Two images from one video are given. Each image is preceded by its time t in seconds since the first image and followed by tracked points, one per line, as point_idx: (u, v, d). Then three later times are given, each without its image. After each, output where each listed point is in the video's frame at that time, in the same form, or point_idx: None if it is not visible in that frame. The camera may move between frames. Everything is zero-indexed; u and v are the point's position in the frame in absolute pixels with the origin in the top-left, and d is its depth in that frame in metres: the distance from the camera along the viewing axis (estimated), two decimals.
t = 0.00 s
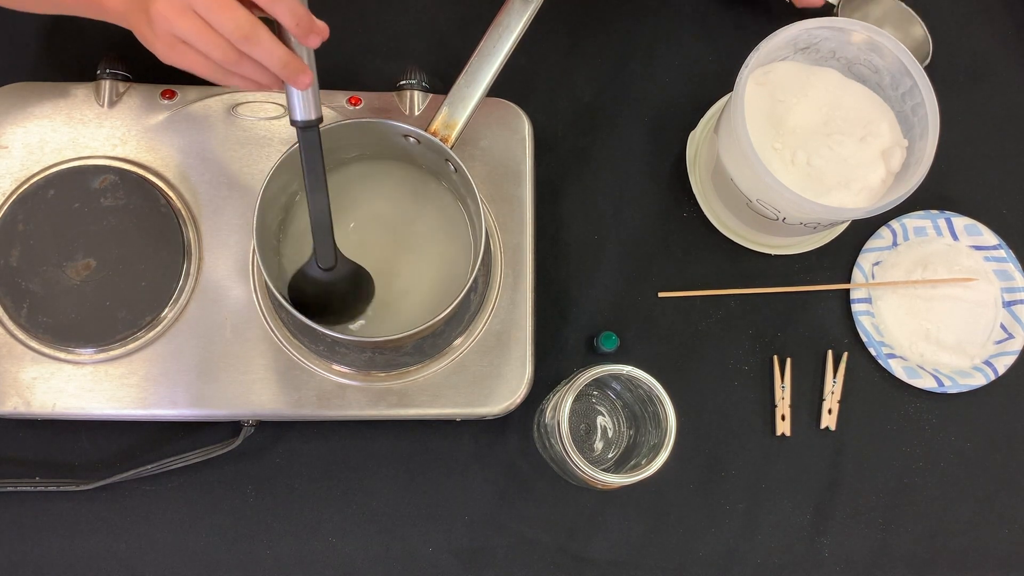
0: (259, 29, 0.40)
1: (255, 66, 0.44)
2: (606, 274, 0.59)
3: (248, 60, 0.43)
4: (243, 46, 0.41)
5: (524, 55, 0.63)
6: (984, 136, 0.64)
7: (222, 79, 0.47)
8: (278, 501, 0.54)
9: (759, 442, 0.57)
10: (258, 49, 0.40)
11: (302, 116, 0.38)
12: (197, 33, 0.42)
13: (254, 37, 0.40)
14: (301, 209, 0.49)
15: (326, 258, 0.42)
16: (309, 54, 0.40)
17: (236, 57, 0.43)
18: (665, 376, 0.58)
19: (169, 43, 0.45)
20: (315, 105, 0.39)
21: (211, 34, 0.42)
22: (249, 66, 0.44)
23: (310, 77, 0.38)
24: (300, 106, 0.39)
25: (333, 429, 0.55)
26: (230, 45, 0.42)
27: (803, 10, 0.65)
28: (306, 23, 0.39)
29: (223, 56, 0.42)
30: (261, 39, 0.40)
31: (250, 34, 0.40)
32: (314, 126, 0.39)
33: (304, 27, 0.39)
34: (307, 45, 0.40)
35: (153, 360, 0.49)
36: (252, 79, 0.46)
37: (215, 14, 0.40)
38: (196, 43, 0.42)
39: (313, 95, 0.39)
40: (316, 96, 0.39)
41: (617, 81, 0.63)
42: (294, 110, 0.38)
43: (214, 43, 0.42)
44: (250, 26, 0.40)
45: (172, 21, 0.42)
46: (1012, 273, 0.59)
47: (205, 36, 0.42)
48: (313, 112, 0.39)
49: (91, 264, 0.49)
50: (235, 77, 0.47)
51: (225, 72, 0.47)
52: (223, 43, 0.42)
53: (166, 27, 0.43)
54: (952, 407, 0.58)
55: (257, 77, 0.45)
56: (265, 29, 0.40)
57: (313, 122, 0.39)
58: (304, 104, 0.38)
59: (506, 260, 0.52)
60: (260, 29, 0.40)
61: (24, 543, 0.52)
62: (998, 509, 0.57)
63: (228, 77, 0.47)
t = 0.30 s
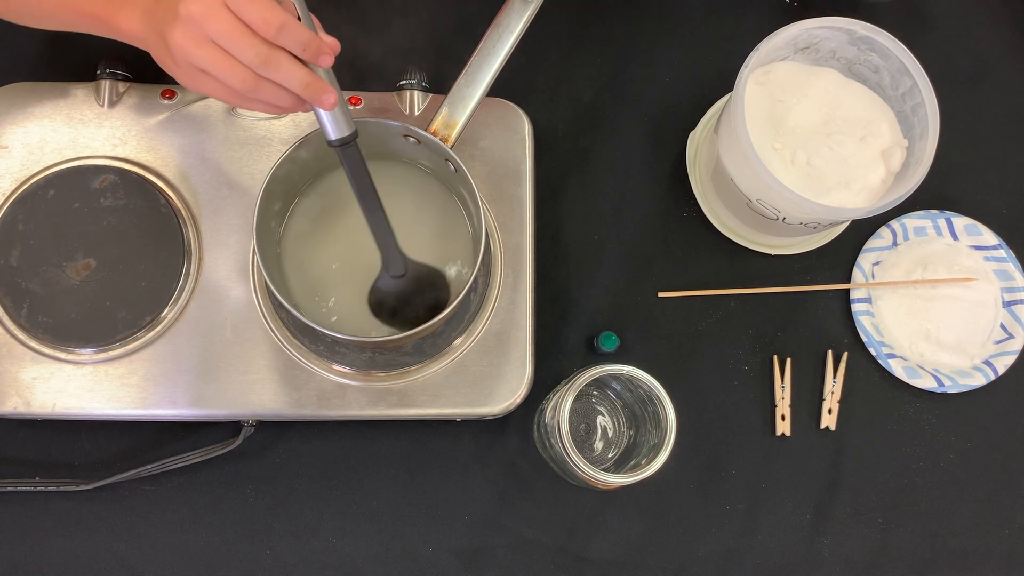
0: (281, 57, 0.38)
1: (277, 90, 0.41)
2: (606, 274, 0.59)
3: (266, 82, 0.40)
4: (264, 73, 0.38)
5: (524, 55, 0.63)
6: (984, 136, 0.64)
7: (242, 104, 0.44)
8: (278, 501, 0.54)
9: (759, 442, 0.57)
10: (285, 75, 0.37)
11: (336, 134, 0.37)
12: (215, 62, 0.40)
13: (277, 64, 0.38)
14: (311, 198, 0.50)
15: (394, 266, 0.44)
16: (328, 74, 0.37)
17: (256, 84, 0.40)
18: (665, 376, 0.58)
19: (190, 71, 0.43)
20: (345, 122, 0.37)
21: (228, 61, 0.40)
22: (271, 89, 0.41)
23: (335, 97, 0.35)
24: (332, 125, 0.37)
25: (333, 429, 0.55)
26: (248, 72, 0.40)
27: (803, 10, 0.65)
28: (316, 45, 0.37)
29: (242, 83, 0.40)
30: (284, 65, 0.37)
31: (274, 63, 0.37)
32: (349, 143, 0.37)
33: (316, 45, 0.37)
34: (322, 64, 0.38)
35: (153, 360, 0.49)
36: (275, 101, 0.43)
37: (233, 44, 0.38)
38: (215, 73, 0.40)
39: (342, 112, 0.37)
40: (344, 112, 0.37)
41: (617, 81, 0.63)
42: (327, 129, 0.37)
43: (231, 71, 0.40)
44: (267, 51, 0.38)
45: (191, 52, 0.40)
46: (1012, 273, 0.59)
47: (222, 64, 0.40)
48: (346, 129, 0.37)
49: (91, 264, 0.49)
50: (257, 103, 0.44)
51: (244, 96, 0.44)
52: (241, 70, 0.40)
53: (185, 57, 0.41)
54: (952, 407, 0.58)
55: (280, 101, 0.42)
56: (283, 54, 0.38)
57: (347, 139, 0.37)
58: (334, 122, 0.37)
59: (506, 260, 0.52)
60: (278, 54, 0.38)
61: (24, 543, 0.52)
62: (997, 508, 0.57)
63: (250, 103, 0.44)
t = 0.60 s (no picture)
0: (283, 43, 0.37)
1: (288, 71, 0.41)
2: (606, 274, 0.59)
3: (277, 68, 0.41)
4: (271, 59, 0.38)
5: (524, 55, 0.63)
6: (984, 136, 0.64)
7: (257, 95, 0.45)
8: (278, 501, 0.54)
9: (759, 442, 0.57)
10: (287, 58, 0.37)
11: (349, 103, 0.38)
12: (224, 56, 0.40)
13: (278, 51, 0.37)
14: (315, 192, 0.50)
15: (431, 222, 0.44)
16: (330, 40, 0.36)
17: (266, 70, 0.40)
18: (665, 376, 0.58)
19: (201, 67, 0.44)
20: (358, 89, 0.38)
21: (237, 52, 0.40)
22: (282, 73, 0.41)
23: (348, 65, 0.36)
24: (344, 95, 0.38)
25: (333, 429, 0.55)
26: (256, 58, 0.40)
27: (802, 10, 0.65)
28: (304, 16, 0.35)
29: (254, 72, 0.40)
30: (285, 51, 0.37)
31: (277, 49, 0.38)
32: (364, 110, 0.38)
33: (305, 20, 0.35)
34: (319, 33, 0.36)
35: (153, 360, 0.49)
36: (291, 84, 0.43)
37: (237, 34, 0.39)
38: (226, 66, 0.41)
39: (353, 81, 0.37)
40: (356, 80, 0.37)
41: (617, 81, 0.63)
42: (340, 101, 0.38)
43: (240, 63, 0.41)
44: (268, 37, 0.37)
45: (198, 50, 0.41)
46: (1012, 273, 0.59)
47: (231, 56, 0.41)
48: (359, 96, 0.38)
49: (91, 264, 0.49)
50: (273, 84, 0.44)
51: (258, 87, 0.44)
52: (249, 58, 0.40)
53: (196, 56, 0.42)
54: (952, 407, 0.58)
55: (296, 79, 0.42)
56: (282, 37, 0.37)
57: (361, 107, 0.38)
58: (345, 92, 0.37)
59: (506, 260, 0.52)
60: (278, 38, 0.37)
61: (24, 543, 0.52)
62: (998, 508, 0.57)
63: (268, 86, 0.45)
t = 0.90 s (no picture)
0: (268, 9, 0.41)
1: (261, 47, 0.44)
2: (606, 274, 0.59)
3: (251, 37, 0.44)
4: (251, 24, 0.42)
5: (524, 54, 0.63)
6: (984, 136, 0.64)
7: (227, 73, 0.47)
8: (278, 501, 0.54)
9: (759, 442, 0.57)
10: (273, 23, 0.41)
11: (332, 71, 0.36)
12: (207, 25, 0.44)
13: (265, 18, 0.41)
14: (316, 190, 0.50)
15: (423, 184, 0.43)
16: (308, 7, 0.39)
17: (240, 40, 0.44)
18: (666, 376, 0.58)
19: (181, 42, 0.47)
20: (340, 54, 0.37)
21: (218, 22, 0.44)
22: (256, 45, 0.44)
23: (335, 31, 0.36)
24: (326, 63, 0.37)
25: (333, 429, 0.55)
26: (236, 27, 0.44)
27: (802, 11, 0.65)
28: None
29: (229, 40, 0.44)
30: (274, 17, 0.40)
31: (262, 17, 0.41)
32: (347, 79, 0.37)
33: None
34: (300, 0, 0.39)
35: (154, 360, 0.49)
36: (264, 61, 0.46)
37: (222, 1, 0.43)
38: (206, 35, 0.45)
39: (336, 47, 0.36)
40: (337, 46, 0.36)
41: (617, 81, 0.63)
42: (322, 67, 0.36)
43: (217, 32, 0.44)
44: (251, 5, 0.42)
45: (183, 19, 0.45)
46: (1012, 273, 0.59)
47: (212, 27, 0.44)
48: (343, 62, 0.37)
49: (91, 264, 0.49)
50: (246, 69, 0.48)
51: (231, 62, 0.47)
52: (229, 27, 0.44)
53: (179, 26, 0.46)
54: (952, 408, 0.59)
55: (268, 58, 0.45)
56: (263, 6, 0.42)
57: (343, 76, 0.37)
58: (325, 57, 0.36)
59: (506, 260, 0.52)
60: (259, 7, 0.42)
61: (24, 543, 0.52)
62: (997, 508, 0.57)
63: (239, 70, 0.47)
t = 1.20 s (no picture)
0: None
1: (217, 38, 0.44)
2: (606, 274, 0.59)
3: (208, 27, 0.43)
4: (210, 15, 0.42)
5: (524, 54, 0.63)
6: (984, 136, 0.64)
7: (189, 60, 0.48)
8: (279, 501, 0.54)
9: (759, 442, 0.57)
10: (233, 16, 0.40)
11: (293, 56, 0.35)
12: (161, 12, 0.44)
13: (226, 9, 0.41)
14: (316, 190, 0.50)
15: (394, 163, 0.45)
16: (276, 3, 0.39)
17: (197, 30, 0.44)
18: (665, 376, 0.58)
19: (139, 27, 0.47)
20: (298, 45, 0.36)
21: (173, 9, 0.43)
22: (213, 35, 0.44)
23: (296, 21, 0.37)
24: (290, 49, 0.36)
25: (333, 429, 0.55)
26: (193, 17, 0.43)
27: (802, 11, 0.65)
28: None
29: (185, 30, 0.44)
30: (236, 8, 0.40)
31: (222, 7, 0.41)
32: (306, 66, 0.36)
33: None
34: None
35: (154, 360, 0.49)
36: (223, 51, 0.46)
37: None
38: (162, 22, 0.44)
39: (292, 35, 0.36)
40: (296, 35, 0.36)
41: (618, 81, 0.63)
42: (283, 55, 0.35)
43: (174, 17, 0.44)
44: None
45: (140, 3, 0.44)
46: (1012, 273, 0.59)
47: (168, 12, 0.44)
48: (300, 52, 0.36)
49: (91, 264, 0.49)
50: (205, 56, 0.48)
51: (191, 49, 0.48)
52: (186, 17, 0.44)
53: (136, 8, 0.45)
54: (952, 408, 0.58)
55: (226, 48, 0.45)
56: None
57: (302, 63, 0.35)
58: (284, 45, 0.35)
59: (506, 260, 0.52)
60: None
61: (24, 543, 0.52)
62: (998, 509, 0.57)
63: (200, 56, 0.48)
